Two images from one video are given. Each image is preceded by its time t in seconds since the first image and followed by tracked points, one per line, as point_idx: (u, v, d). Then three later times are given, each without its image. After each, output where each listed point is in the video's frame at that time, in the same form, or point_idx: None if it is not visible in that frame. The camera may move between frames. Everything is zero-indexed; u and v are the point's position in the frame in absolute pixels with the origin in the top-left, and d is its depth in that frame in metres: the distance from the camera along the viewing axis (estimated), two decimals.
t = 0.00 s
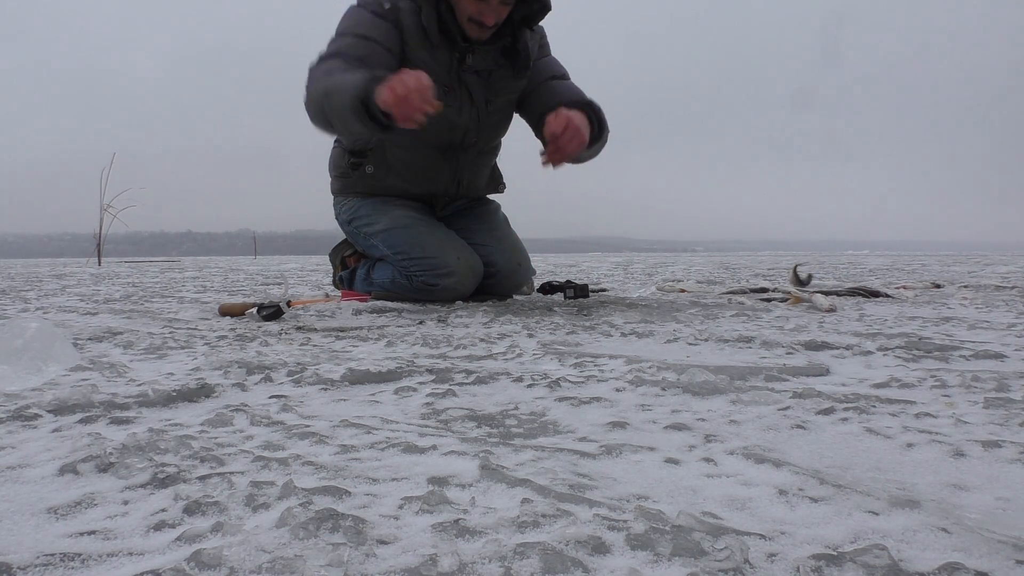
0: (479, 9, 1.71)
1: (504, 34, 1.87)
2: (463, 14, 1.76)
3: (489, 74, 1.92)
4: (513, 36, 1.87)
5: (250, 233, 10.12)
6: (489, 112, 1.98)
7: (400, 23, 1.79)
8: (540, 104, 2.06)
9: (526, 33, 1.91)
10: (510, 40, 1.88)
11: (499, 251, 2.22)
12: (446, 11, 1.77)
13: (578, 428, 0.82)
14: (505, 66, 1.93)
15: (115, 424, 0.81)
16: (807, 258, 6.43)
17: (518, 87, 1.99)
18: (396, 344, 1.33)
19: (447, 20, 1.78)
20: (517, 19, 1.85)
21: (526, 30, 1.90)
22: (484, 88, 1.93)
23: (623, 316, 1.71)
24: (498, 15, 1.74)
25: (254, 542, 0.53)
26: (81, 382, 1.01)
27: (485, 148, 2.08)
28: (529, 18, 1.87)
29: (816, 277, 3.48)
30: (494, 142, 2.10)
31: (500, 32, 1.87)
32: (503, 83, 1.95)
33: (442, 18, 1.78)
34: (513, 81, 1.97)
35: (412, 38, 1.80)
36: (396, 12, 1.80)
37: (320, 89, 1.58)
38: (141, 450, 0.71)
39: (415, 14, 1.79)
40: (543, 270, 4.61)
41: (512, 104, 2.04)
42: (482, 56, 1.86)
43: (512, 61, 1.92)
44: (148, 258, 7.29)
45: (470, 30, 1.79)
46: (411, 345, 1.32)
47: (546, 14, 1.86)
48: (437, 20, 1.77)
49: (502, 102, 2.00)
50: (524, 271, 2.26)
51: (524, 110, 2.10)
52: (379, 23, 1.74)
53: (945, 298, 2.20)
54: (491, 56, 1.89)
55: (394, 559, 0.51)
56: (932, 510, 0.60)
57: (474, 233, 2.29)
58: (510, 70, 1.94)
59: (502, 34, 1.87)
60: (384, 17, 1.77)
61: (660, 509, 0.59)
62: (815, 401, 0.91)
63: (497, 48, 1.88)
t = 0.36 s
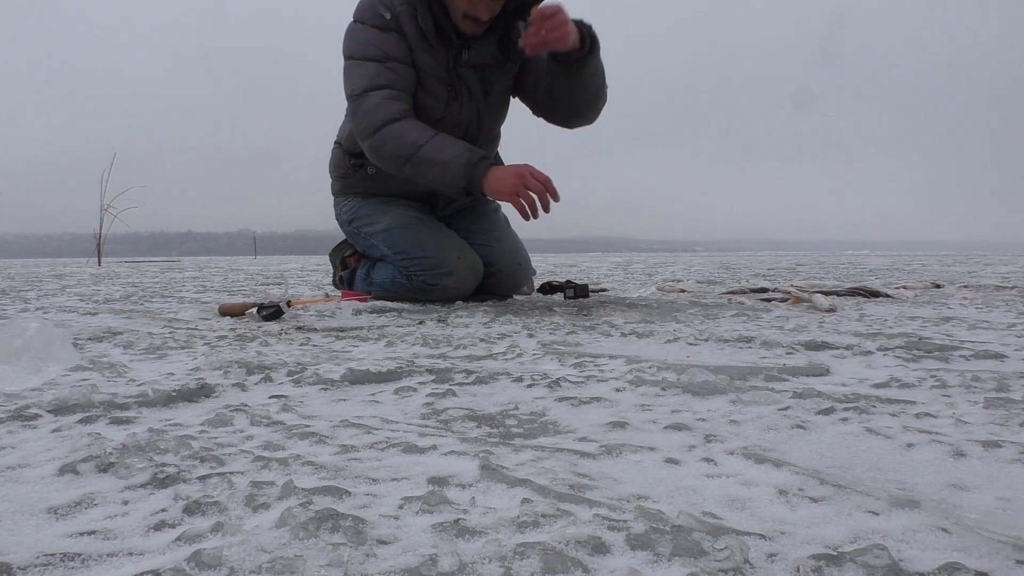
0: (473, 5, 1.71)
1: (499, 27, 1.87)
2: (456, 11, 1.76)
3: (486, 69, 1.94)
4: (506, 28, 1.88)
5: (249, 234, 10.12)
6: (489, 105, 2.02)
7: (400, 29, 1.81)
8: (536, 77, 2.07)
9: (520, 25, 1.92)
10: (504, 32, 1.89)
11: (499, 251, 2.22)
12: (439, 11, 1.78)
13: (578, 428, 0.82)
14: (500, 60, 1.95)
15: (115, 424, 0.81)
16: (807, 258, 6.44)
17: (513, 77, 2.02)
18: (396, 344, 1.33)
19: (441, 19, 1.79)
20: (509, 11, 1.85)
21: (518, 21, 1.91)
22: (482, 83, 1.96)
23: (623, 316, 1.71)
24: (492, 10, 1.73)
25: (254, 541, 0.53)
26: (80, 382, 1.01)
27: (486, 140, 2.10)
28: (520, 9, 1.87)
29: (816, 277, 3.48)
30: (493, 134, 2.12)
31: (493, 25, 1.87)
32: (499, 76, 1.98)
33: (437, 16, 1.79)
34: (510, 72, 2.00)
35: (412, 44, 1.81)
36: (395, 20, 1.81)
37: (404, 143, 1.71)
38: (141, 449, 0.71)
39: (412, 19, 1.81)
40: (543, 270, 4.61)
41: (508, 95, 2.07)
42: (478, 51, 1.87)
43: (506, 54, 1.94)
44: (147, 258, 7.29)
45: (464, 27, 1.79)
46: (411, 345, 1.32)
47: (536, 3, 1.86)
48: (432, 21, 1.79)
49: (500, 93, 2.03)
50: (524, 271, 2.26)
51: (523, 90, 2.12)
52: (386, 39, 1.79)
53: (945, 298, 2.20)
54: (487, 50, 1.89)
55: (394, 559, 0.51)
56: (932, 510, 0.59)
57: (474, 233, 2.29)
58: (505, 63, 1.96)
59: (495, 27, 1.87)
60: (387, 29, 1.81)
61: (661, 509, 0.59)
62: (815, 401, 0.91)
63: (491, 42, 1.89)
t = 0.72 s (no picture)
0: (476, 4, 1.71)
1: (499, 27, 1.88)
2: (460, 9, 1.76)
3: (486, 68, 1.93)
4: (507, 29, 1.89)
5: (249, 233, 10.13)
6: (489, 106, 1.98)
7: (398, 23, 1.83)
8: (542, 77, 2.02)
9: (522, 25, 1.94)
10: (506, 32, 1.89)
11: (499, 251, 2.22)
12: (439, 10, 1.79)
13: (578, 428, 0.82)
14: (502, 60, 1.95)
15: (115, 424, 0.81)
16: (807, 258, 6.44)
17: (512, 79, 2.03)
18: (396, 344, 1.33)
19: (442, 16, 1.79)
20: (512, 12, 1.85)
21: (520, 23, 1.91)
22: (482, 82, 1.94)
23: (623, 316, 1.71)
24: (495, 9, 1.74)
25: (254, 542, 0.53)
26: (80, 382, 1.01)
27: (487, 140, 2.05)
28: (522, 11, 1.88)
29: (816, 277, 3.48)
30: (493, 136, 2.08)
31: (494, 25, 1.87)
32: (499, 76, 1.97)
33: (438, 12, 1.79)
34: (510, 73, 2.00)
35: (409, 37, 1.83)
36: (393, 14, 1.84)
37: (376, 100, 1.63)
38: (141, 449, 0.71)
39: (410, 14, 1.84)
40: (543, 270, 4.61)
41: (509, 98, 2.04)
42: (479, 49, 1.88)
43: (507, 54, 1.94)
44: (147, 258, 7.29)
45: (466, 24, 1.79)
46: (411, 345, 1.32)
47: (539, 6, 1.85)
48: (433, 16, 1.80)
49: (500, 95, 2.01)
50: (524, 271, 2.26)
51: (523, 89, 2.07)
52: (378, 25, 1.79)
53: (945, 298, 2.20)
54: (487, 49, 1.90)
55: (393, 559, 0.51)
56: (932, 510, 0.60)
57: (474, 233, 2.29)
58: (506, 64, 1.96)
59: (496, 28, 1.88)
60: (382, 18, 1.82)
61: (660, 509, 0.59)
62: (815, 401, 0.91)
63: (491, 41, 1.90)
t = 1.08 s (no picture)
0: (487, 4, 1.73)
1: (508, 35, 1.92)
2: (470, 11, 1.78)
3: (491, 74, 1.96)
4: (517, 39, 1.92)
5: (249, 233, 10.13)
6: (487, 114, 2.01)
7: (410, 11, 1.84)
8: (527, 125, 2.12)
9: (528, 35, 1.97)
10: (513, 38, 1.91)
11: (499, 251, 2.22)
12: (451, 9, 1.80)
13: (578, 429, 0.82)
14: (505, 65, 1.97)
15: (115, 424, 0.81)
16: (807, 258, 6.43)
17: (516, 93, 2.04)
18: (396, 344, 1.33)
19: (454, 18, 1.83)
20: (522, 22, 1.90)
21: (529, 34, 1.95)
22: (484, 88, 1.97)
23: (623, 316, 1.71)
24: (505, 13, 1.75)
25: (254, 542, 0.53)
26: (80, 382, 1.01)
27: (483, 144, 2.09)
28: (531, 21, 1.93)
29: (816, 277, 3.48)
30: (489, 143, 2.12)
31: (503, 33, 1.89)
32: (502, 85, 2.00)
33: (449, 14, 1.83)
34: (514, 84, 2.02)
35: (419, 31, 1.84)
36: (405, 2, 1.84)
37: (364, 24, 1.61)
38: (141, 449, 0.71)
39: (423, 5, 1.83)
40: (542, 270, 4.61)
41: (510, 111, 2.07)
42: (485, 56, 1.90)
43: (513, 63, 1.97)
44: (147, 258, 7.29)
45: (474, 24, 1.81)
46: (411, 345, 1.32)
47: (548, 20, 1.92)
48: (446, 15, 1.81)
49: (501, 105, 2.03)
50: (524, 271, 2.26)
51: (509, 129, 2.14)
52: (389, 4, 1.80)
53: (945, 298, 2.20)
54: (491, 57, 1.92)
55: (393, 559, 0.51)
56: (932, 510, 0.60)
57: (474, 233, 2.29)
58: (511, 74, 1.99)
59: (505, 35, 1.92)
60: None
61: (660, 509, 0.59)
62: (815, 401, 0.91)
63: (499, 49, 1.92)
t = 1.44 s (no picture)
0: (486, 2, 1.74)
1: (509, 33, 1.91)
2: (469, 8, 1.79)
3: (492, 73, 1.95)
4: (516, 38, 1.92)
5: (249, 233, 10.13)
6: (488, 113, 2.00)
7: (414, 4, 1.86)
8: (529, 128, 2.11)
9: (529, 35, 1.98)
10: (514, 38, 1.91)
11: (499, 251, 2.22)
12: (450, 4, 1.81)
13: (578, 428, 0.82)
14: (506, 64, 1.97)
15: (115, 424, 0.81)
16: (806, 258, 6.44)
17: (516, 93, 2.03)
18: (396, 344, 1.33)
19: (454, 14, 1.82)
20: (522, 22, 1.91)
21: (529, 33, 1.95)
22: (485, 87, 1.96)
23: (623, 316, 1.71)
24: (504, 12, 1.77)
25: (254, 541, 0.53)
26: (81, 382, 1.01)
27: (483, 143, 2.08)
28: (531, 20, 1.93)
29: (816, 277, 3.48)
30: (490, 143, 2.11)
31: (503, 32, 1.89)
32: (503, 84, 1.99)
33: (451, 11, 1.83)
34: (516, 84, 2.02)
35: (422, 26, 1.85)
36: None
37: None
38: (141, 450, 0.71)
39: None
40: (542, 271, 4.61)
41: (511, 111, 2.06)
42: (485, 55, 1.90)
43: (513, 61, 1.97)
44: (147, 258, 7.30)
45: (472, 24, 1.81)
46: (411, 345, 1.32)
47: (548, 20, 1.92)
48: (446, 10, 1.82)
49: (502, 104, 2.03)
50: (524, 271, 2.26)
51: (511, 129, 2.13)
52: None
53: (945, 298, 2.20)
54: (492, 54, 1.92)
55: (393, 559, 0.51)
56: (932, 510, 0.59)
57: (474, 233, 2.29)
58: (512, 73, 1.99)
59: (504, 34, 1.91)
60: None
61: (660, 509, 0.59)
62: (815, 401, 0.91)
63: (500, 48, 1.92)
